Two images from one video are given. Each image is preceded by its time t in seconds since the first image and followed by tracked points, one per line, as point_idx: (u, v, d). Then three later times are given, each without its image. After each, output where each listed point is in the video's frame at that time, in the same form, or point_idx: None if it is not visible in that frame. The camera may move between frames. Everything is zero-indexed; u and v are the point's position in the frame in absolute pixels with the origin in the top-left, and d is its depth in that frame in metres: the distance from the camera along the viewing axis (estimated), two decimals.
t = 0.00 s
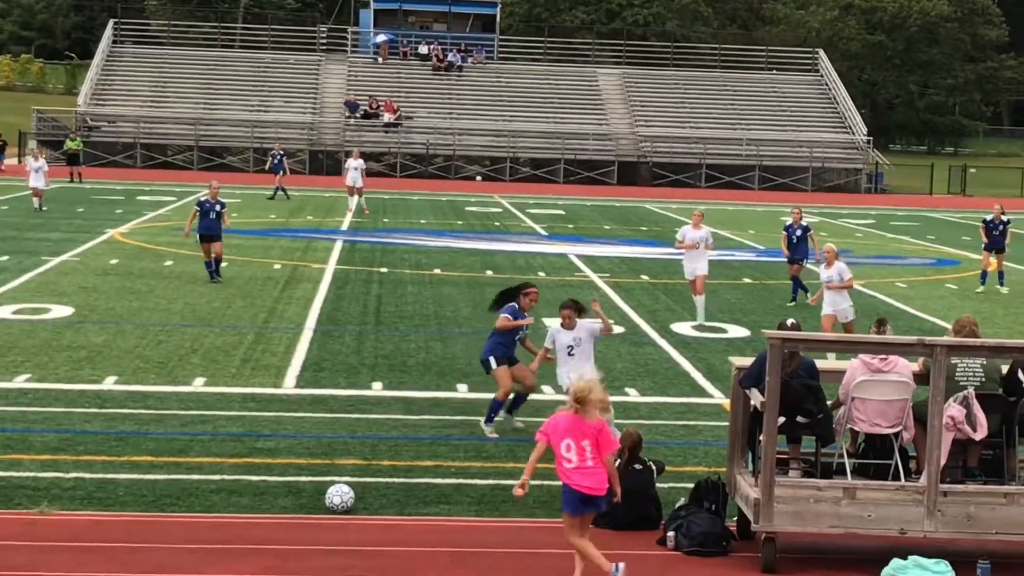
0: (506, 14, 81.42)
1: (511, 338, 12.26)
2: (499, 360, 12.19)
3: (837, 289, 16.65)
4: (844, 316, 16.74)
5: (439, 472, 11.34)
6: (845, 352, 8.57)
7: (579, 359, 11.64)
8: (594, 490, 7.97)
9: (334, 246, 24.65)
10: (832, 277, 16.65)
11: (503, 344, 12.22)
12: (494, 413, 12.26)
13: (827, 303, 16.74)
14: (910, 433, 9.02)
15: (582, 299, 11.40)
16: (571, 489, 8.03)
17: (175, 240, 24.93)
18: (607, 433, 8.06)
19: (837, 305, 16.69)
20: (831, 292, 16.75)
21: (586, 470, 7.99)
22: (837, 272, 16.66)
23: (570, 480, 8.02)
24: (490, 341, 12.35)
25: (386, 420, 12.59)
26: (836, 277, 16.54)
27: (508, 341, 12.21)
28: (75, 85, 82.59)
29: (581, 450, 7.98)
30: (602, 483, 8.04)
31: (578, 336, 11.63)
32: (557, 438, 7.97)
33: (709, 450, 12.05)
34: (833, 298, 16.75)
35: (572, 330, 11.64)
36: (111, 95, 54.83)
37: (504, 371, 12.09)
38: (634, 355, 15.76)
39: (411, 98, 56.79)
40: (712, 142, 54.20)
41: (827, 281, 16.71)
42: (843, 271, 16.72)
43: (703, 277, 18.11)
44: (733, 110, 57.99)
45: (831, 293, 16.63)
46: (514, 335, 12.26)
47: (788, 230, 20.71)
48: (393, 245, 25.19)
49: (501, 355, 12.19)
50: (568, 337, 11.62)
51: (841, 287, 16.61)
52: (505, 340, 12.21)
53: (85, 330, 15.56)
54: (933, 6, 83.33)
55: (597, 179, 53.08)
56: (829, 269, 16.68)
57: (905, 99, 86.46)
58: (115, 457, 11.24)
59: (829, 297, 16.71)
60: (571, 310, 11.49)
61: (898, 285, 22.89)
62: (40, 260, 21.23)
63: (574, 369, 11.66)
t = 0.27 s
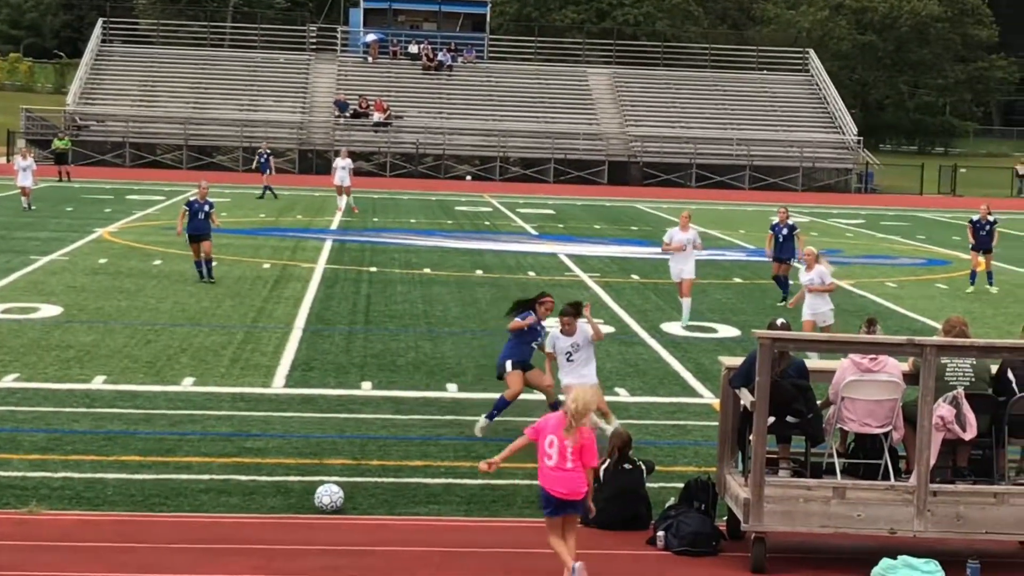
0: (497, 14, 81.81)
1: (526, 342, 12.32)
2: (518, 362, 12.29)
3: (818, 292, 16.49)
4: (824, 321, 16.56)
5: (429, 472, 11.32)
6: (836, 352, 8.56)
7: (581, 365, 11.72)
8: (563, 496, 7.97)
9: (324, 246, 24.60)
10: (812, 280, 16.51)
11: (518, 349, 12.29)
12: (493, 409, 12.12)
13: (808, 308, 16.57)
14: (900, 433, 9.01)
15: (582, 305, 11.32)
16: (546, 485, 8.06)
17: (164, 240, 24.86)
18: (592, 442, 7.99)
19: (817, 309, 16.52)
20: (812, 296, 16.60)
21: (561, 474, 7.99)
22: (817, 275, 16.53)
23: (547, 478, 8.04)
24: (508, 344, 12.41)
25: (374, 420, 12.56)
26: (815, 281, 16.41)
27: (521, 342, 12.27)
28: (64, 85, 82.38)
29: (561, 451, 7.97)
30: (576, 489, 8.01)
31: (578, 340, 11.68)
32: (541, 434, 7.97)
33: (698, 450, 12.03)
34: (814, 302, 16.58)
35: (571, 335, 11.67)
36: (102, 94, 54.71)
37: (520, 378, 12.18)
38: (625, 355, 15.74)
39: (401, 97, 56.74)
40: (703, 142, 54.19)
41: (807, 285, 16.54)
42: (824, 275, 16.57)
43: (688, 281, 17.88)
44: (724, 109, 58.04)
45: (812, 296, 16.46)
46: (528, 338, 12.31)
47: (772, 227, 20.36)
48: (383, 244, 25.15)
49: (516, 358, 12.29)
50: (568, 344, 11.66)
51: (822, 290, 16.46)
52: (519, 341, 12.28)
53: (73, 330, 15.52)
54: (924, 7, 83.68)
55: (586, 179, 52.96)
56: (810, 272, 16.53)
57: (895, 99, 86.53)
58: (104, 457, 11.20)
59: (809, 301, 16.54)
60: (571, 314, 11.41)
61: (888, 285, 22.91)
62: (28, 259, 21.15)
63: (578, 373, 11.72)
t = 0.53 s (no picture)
0: (487, 15, 81.78)
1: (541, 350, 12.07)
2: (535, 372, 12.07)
3: (798, 295, 16.43)
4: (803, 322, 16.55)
5: (420, 472, 11.36)
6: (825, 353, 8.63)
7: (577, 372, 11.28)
8: (540, 492, 8.00)
9: (314, 246, 24.63)
10: (791, 284, 16.44)
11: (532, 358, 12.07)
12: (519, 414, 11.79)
13: (789, 311, 16.54)
14: (889, 433, 9.07)
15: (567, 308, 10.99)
16: (526, 483, 8.11)
17: (155, 240, 24.87)
18: (575, 446, 8.08)
19: (797, 312, 16.50)
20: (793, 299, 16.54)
21: (541, 472, 8.04)
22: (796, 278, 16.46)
23: (526, 475, 8.11)
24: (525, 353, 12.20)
25: (365, 420, 12.58)
26: (797, 284, 16.32)
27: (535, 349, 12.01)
28: (55, 84, 82.30)
29: (544, 449, 8.04)
30: (553, 490, 8.04)
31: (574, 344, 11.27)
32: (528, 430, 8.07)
33: (687, 450, 12.08)
34: (794, 304, 16.53)
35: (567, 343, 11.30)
36: (93, 94, 54.66)
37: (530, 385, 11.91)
38: (615, 355, 15.79)
39: (391, 97, 56.75)
40: (693, 143, 54.28)
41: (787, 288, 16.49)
42: (805, 277, 16.49)
43: (676, 285, 17.86)
44: (713, 110, 58.11)
45: (792, 300, 16.40)
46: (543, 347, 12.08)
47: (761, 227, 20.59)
48: (373, 244, 25.18)
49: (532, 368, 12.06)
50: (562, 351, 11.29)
51: (802, 293, 16.38)
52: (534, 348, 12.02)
53: (64, 330, 15.52)
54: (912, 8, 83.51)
55: (577, 179, 52.99)
56: (790, 276, 16.47)
57: (884, 100, 86.67)
58: (96, 456, 11.22)
59: (789, 304, 16.50)
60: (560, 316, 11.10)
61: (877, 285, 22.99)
62: (18, 259, 21.14)
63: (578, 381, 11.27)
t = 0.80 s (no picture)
0: (476, 16, 81.72)
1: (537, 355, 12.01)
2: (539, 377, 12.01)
3: (775, 293, 16.51)
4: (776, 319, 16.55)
5: (408, 472, 11.37)
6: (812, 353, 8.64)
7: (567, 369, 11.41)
8: (515, 486, 8.02)
9: (303, 246, 24.64)
10: (769, 281, 16.54)
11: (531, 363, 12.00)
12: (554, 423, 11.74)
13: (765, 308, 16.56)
14: (877, 434, 9.09)
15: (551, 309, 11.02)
16: (503, 477, 8.14)
17: (144, 239, 24.85)
18: (555, 447, 8.12)
19: (773, 309, 16.52)
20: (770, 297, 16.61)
21: (516, 468, 8.06)
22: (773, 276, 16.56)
23: (503, 470, 8.12)
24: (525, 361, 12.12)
25: (353, 420, 12.59)
26: (774, 281, 16.44)
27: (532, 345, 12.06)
28: (44, 84, 82.24)
29: (524, 445, 8.07)
30: (529, 485, 8.06)
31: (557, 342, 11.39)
32: (510, 425, 8.12)
33: (676, 450, 12.10)
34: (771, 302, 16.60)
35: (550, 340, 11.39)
36: (82, 95, 54.57)
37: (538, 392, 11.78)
38: (603, 355, 15.82)
39: (380, 98, 56.75)
40: (682, 144, 54.34)
41: (763, 286, 16.57)
42: (783, 274, 16.60)
43: (658, 283, 17.85)
44: (702, 111, 58.20)
45: (770, 297, 16.48)
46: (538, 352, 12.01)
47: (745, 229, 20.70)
48: (362, 245, 25.19)
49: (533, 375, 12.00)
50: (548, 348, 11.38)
51: (780, 290, 16.48)
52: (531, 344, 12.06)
53: (52, 330, 15.50)
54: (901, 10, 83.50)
55: (566, 180, 53.00)
56: (767, 274, 16.55)
57: (873, 102, 86.44)
58: (84, 456, 11.21)
59: (766, 301, 16.56)
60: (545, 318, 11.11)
61: (865, 286, 23.03)
62: (6, 259, 21.12)
63: (567, 377, 11.43)
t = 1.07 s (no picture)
0: (467, 16, 81.84)
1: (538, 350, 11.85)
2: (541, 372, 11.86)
3: (754, 293, 16.56)
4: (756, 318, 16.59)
5: (400, 472, 11.35)
6: (802, 354, 8.65)
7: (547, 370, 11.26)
8: (494, 484, 8.09)
9: (294, 246, 24.63)
10: (748, 281, 16.59)
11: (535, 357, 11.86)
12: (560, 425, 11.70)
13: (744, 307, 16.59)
14: (868, 434, 9.10)
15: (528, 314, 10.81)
16: (484, 477, 8.20)
17: (135, 240, 24.84)
18: (537, 449, 8.20)
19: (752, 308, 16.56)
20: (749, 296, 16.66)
21: (498, 466, 8.13)
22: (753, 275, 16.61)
23: (485, 469, 8.19)
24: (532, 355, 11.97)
25: (343, 420, 12.58)
26: (754, 280, 16.47)
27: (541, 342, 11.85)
28: (35, 84, 82.14)
29: (506, 444, 8.15)
30: (508, 485, 8.12)
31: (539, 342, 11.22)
32: (494, 425, 8.21)
33: (667, 451, 12.11)
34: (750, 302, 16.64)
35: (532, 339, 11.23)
36: (72, 95, 54.53)
37: (529, 392, 11.62)
38: (595, 356, 15.85)
39: (371, 98, 56.71)
40: (674, 144, 54.39)
41: (742, 285, 16.62)
42: (762, 274, 16.62)
43: (644, 280, 18.03)
44: (692, 111, 58.22)
45: (749, 297, 16.50)
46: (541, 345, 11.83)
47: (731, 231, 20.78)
48: (352, 245, 25.18)
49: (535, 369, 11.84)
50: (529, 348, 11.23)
51: (759, 290, 16.53)
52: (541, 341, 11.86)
53: (43, 329, 15.49)
54: (893, 11, 84.27)
55: (557, 180, 53.00)
56: (746, 273, 16.60)
57: (865, 102, 86.05)
58: (75, 456, 11.20)
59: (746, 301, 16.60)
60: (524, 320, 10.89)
61: (856, 287, 23.05)
62: None
63: (549, 376, 11.29)
